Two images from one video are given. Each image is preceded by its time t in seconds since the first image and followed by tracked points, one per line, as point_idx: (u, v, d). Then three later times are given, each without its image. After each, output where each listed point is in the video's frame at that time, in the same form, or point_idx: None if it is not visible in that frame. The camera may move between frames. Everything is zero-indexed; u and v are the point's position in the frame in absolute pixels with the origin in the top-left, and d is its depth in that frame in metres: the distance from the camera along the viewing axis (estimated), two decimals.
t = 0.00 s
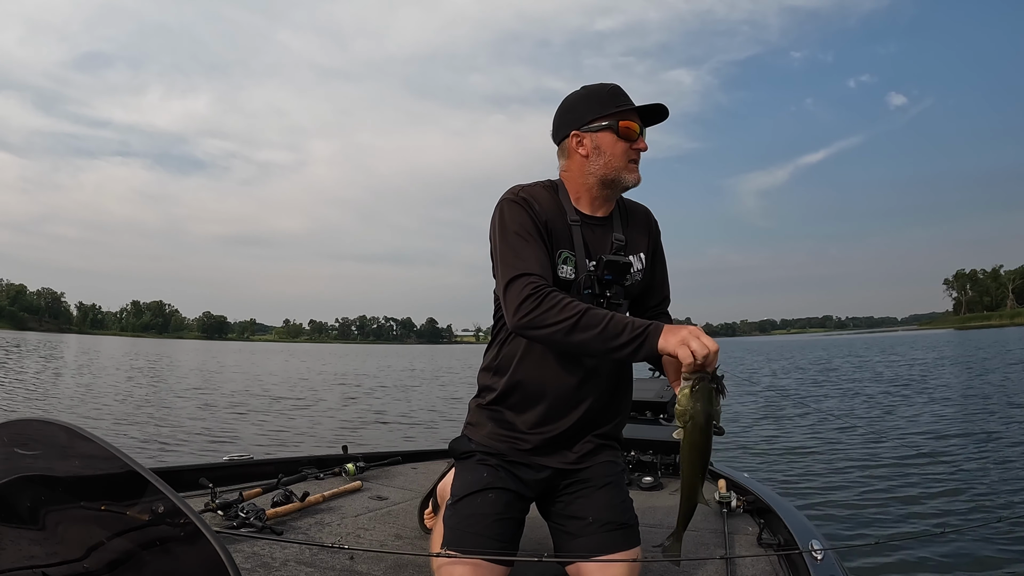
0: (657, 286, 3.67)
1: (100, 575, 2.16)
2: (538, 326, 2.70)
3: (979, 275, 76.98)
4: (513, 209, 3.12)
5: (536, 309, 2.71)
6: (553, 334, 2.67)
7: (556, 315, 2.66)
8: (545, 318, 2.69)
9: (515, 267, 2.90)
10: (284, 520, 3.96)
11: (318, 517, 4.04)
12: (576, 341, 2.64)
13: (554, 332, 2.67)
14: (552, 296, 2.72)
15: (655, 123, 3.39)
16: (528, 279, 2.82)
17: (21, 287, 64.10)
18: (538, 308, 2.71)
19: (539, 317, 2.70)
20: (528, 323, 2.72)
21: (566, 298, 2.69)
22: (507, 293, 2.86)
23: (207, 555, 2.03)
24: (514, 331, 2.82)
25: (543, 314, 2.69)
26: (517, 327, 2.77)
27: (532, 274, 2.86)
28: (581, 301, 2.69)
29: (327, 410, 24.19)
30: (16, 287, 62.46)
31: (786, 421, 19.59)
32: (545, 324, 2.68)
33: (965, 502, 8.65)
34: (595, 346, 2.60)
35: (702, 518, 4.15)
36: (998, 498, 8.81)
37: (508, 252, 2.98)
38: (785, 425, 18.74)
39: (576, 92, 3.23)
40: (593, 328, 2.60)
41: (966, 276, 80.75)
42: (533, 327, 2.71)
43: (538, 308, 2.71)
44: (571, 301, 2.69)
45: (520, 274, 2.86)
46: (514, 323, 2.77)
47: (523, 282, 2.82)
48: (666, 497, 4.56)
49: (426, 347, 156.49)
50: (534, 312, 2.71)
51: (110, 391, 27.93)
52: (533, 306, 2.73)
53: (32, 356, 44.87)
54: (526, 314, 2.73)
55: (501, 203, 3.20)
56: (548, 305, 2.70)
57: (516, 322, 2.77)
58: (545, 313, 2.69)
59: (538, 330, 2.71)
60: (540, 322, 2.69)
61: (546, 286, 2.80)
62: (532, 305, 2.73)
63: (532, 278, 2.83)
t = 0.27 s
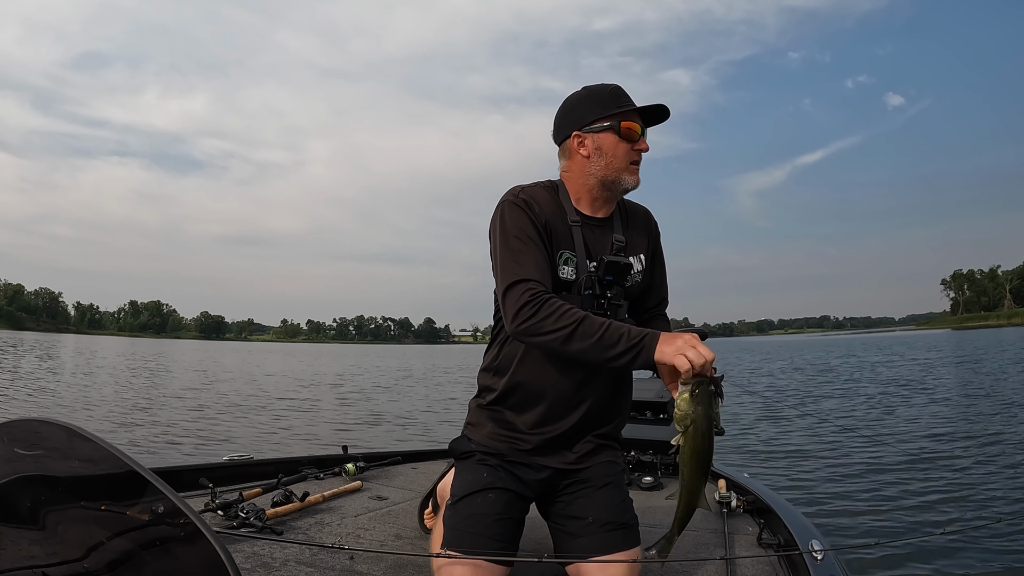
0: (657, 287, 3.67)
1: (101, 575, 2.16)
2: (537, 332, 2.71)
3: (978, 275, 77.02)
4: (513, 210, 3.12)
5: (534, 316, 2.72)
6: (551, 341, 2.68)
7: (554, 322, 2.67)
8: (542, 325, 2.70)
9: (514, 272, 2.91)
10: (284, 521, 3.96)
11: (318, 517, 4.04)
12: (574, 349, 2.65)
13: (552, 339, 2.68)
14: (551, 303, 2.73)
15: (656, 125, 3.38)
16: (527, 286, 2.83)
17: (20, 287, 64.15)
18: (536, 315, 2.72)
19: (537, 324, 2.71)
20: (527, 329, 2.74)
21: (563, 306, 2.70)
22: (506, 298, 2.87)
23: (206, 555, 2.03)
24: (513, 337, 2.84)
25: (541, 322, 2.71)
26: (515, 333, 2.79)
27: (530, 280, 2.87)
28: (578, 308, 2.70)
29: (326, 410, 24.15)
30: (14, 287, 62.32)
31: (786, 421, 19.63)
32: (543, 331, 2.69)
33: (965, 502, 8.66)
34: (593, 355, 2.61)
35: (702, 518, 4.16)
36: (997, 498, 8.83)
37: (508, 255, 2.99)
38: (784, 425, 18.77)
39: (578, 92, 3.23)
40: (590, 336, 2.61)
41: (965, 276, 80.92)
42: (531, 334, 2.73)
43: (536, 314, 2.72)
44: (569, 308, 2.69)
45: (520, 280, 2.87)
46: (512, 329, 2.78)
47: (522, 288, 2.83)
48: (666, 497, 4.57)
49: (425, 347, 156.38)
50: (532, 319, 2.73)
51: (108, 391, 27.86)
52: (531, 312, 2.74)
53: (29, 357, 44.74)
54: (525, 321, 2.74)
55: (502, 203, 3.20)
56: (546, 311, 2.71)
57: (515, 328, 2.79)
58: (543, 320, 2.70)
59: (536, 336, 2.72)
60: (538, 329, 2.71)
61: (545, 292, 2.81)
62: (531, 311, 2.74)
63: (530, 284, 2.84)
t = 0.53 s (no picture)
0: (657, 287, 3.67)
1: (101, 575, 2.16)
2: (537, 331, 2.71)
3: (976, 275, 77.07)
4: (513, 210, 3.12)
5: (535, 315, 2.72)
6: (551, 341, 2.68)
7: (554, 322, 2.67)
8: (543, 325, 2.70)
9: (514, 271, 2.91)
10: (284, 521, 3.96)
11: (318, 517, 4.04)
12: (575, 350, 2.64)
13: (553, 340, 2.68)
14: (551, 302, 2.72)
15: (657, 125, 3.38)
16: (527, 285, 2.83)
17: (17, 287, 64.06)
18: (536, 314, 2.72)
19: (538, 324, 2.71)
20: (528, 329, 2.74)
21: (564, 305, 2.70)
22: (507, 298, 2.87)
23: (205, 556, 2.03)
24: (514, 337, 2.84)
25: (541, 321, 2.70)
26: (515, 333, 2.79)
27: (530, 279, 2.87)
28: (578, 307, 2.69)
29: (325, 410, 24.12)
30: (12, 287, 62.25)
31: (784, 420, 19.65)
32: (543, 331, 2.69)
33: (965, 503, 8.68)
34: (593, 355, 2.61)
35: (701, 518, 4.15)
36: (996, 499, 8.84)
37: (509, 253, 2.99)
38: (783, 425, 18.80)
39: (578, 93, 3.23)
40: (590, 336, 2.61)
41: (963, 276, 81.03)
42: (532, 334, 2.73)
43: (537, 314, 2.72)
44: (569, 308, 2.69)
45: (521, 279, 2.87)
46: (513, 329, 2.78)
47: (522, 288, 2.83)
48: (666, 496, 4.57)
49: (424, 347, 156.38)
50: (532, 319, 2.73)
51: (106, 391, 27.83)
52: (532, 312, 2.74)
53: (27, 356, 44.66)
54: (525, 321, 2.74)
55: (503, 203, 3.20)
56: (546, 311, 2.71)
57: (515, 328, 2.79)
58: (543, 319, 2.70)
59: (536, 336, 2.72)
60: (538, 329, 2.71)
61: (545, 291, 2.80)
62: (531, 311, 2.74)
63: (531, 283, 2.84)
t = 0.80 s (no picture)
0: (657, 287, 3.67)
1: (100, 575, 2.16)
2: (544, 327, 2.70)
3: (975, 276, 77.13)
4: (515, 209, 3.12)
5: (542, 311, 2.71)
6: (559, 338, 2.67)
7: (562, 318, 2.66)
8: (551, 321, 2.69)
9: (519, 268, 2.90)
10: (284, 521, 3.97)
11: (318, 517, 4.04)
12: (583, 347, 2.63)
13: (560, 337, 2.67)
14: (558, 299, 2.72)
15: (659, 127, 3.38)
16: (534, 280, 2.82)
17: (15, 287, 64.02)
18: (543, 311, 2.71)
19: (545, 320, 2.70)
20: (535, 325, 2.72)
21: (571, 302, 2.69)
22: (513, 293, 2.86)
23: (205, 556, 2.03)
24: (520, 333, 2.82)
25: (549, 317, 2.69)
26: (522, 329, 2.78)
27: (537, 275, 2.86)
28: (586, 305, 2.69)
29: (323, 410, 24.10)
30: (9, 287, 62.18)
31: (783, 420, 19.66)
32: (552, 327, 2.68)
33: (965, 503, 8.68)
34: (602, 353, 2.60)
35: (702, 518, 4.15)
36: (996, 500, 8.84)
37: (513, 251, 2.98)
38: (783, 425, 18.80)
39: (582, 93, 3.22)
40: (599, 333, 2.60)
41: (961, 276, 81.14)
42: (539, 330, 2.72)
43: (544, 310, 2.71)
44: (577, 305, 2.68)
45: (526, 275, 2.86)
46: (520, 325, 2.77)
47: (528, 283, 2.82)
48: (666, 497, 4.57)
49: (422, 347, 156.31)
50: (540, 314, 2.72)
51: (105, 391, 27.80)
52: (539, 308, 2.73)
53: (25, 356, 44.57)
54: (532, 317, 2.73)
55: (505, 202, 3.20)
56: (554, 308, 2.70)
57: (522, 324, 2.77)
58: (550, 316, 2.69)
59: (543, 332, 2.71)
60: (546, 326, 2.70)
61: (552, 287, 2.80)
62: (538, 308, 2.73)
63: (537, 279, 2.83)
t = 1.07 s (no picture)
0: (657, 286, 3.67)
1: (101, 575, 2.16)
2: (555, 304, 2.64)
3: (972, 276, 77.33)
4: (517, 205, 3.11)
5: (555, 287, 2.65)
6: (571, 316, 2.60)
7: (575, 294, 2.60)
8: (563, 297, 2.63)
9: (528, 252, 2.86)
10: (284, 520, 3.96)
11: (318, 517, 4.03)
12: (598, 324, 2.56)
13: (573, 313, 2.60)
14: (570, 277, 2.67)
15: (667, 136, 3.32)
16: (544, 262, 2.79)
17: (12, 286, 63.93)
18: (555, 288, 2.66)
19: (558, 294, 2.64)
20: (548, 303, 2.66)
21: (584, 279, 2.63)
22: (523, 274, 2.81)
23: (206, 556, 2.02)
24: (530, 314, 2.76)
25: (561, 294, 2.63)
26: (533, 309, 2.72)
27: (545, 257, 2.83)
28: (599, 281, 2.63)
29: (322, 410, 24.10)
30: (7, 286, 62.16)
31: (781, 420, 19.70)
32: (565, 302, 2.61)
33: (963, 504, 8.69)
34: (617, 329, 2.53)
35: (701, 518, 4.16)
36: (994, 501, 8.88)
37: (518, 240, 2.96)
38: (782, 425, 18.82)
39: (591, 92, 3.19)
40: (614, 307, 2.54)
41: (959, 276, 81.34)
42: (551, 308, 2.64)
43: (557, 287, 2.65)
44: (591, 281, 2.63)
45: (535, 258, 2.82)
46: (531, 304, 2.71)
47: (538, 265, 2.78)
48: (666, 497, 4.57)
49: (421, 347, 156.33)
50: (555, 290, 2.65)
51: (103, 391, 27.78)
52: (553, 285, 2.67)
53: (23, 356, 44.49)
54: (545, 293, 2.67)
55: (506, 199, 3.20)
56: (567, 284, 2.64)
57: (532, 303, 2.71)
58: (563, 292, 2.63)
59: (554, 309, 2.64)
60: (559, 300, 2.63)
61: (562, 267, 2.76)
62: (551, 285, 2.67)
63: (547, 260, 2.79)
